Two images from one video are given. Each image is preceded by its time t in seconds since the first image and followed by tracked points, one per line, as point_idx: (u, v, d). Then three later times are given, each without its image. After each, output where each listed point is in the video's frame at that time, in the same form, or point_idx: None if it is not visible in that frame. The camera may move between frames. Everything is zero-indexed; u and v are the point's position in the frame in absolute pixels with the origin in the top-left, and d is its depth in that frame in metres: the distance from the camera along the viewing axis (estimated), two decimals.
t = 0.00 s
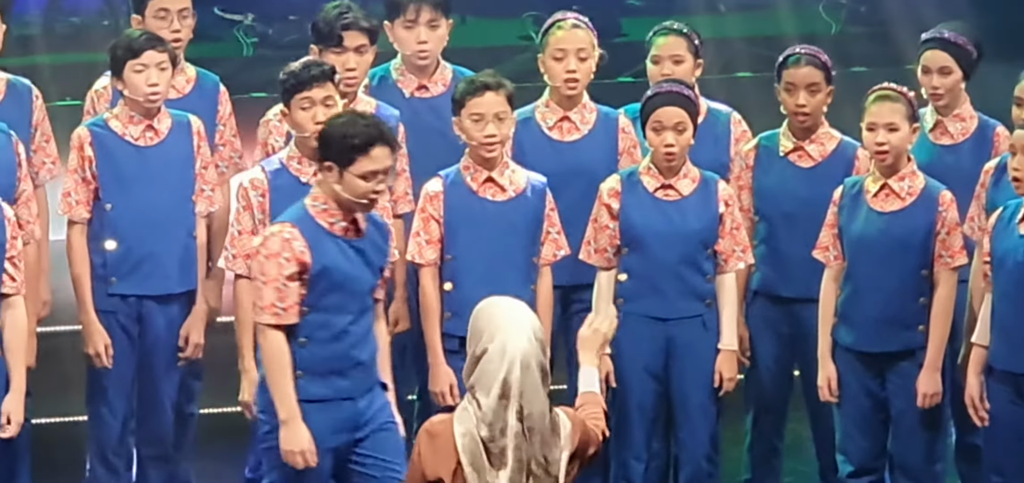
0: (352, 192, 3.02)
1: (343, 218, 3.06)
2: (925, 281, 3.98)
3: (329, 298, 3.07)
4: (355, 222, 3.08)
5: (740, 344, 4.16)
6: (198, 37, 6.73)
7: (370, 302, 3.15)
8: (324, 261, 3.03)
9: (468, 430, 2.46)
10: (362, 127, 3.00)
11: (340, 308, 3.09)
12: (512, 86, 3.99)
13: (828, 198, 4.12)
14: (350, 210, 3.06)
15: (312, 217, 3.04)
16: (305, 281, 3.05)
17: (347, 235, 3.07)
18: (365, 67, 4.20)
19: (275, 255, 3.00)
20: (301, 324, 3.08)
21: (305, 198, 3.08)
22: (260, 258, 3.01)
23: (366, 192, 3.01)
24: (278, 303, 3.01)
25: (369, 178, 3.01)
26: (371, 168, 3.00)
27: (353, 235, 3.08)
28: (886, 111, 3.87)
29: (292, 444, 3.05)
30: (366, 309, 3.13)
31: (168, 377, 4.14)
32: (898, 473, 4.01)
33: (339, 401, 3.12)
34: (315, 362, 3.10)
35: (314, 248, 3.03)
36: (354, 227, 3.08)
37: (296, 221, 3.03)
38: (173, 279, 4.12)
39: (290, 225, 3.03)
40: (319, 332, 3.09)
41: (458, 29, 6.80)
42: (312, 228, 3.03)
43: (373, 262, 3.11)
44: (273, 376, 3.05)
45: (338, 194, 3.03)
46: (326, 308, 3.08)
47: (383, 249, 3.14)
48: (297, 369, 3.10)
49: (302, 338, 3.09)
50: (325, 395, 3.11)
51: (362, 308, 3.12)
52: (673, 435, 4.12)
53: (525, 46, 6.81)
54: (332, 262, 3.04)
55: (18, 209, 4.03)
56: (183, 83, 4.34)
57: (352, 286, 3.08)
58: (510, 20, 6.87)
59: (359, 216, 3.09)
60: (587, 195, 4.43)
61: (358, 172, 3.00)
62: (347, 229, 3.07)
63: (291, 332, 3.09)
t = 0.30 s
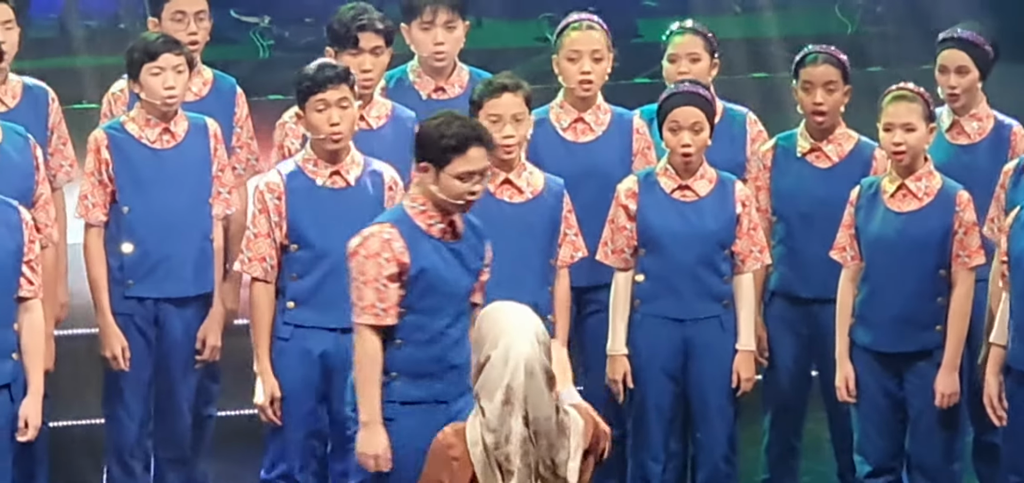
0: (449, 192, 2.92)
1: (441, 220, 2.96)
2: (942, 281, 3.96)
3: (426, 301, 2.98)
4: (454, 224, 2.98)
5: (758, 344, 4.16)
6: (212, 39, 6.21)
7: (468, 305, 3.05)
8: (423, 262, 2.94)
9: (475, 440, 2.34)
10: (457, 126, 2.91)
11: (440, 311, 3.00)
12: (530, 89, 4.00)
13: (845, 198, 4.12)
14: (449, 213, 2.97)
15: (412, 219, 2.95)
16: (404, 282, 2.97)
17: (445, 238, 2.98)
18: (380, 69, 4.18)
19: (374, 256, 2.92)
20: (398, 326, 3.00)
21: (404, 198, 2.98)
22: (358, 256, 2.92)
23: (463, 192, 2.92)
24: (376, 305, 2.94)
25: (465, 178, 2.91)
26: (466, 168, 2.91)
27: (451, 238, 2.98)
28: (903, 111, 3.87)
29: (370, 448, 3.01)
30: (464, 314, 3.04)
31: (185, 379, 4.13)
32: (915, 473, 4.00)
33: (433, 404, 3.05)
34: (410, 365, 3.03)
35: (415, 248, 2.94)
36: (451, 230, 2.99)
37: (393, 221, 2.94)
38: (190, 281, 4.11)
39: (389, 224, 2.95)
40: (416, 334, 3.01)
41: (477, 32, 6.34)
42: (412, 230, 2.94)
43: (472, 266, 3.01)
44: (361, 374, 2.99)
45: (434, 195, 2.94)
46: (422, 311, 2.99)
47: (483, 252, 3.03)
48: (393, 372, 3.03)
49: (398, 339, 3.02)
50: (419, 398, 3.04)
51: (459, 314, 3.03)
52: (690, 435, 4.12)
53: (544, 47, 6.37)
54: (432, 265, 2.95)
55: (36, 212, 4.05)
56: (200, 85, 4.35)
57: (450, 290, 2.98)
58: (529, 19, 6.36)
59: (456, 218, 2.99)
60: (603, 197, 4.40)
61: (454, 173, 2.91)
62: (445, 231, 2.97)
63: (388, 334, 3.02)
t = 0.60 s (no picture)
0: (519, 190, 3.15)
1: (516, 224, 3.21)
2: (959, 284, 3.97)
3: (502, 306, 3.21)
4: (531, 229, 3.23)
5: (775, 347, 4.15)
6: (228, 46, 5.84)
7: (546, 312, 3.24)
8: (496, 268, 3.19)
9: (510, 432, 2.33)
10: (519, 124, 3.13)
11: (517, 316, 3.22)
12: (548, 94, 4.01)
13: (861, 200, 4.12)
14: (525, 217, 3.21)
15: (487, 224, 3.20)
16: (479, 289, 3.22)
17: (523, 243, 3.22)
18: (394, 74, 4.16)
19: (448, 262, 3.19)
20: (473, 331, 3.24)
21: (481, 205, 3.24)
22: (435, 262, 3.22)
23: (532, 188, 3.14)
24: (452, 310, 3.19)
25: (532, 172, 3.13)
26: (533, 161, 3.12)
27: (528, 243, 3.22)
28: (919, 113, 3.88)
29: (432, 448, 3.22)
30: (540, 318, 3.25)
31: (203, 386, 4.14)
32: (933, 476, 4.00)
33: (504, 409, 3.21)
34: (488, 370, 3.22)
35: (486, 255, 3.19)
36: (528, 234, 3.23)
37: (469, 227, 3.21)
38: (205, 287, 4.10)
39: (464, 231, 3.21)
40: (492, 340, 3.23)
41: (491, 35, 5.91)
42: (486, 235, 3.19)
43: (551, 271, 3.23)
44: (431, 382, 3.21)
45: (506, 196, 3.18)
46: (497, 316, 3.22)
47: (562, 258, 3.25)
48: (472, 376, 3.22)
49: (476, 345, 3.24)
50: (494, 404, 3.20)
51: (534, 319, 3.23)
52: (707, 440, 4.12)
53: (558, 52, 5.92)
54: (505, 270, 3.19)
55: (52, 219, 4.06)
56: (215, 91, 4.35)
57: (525, 295, 3.20)
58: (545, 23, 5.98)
59: (532, 222, 3.23)
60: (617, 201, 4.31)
61: (521, 168, 3.13)
62: (522, 236, 3.21)
63: (465, 341, 3.25)
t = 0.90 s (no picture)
0: (555, 206, 3.21)
1: (559, 241, 3.27)
2: (977, 294, 3.96)
3: (545, 324, 3.27)
4: (574, 245, 3.29)
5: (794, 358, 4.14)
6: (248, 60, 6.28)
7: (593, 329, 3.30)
8: (538, 284, 3.25)
9: (556, 440, 2.45)
10: (552, 141, 3.18)
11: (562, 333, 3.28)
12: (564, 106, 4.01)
13: (878, 210, 4.11)
14: (566, 233, 3.27)
15: (530, 242, 3.27)
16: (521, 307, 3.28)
17: (567, 259, 3.28)
18: (410, 87, 4.14)
19: (488, 279, 3.26)
20: (518, 350, 3.30)
21: (524, 222, 3.31)
22: (477, 281, 3.28)
23: (567, 203, 3.19)
24: (493, 328, 3.25)
25: (566, 188, 3.18)
26: (567, 177, 3.17)
27: (573, 258, 3.29)
28: (937, 123, 3.86)
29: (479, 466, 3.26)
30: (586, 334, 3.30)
31: (222, 398, 4.15)
32: None
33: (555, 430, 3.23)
34: (536, 388, 3.27)
35: (528, 273, 3.25)
36: (573, 250, 3.29)
37: (511, 246, 3.27)
38: (223, 299, 4.11)
39: (506, 248, 3.28)
40: (537, 357, 3.29)
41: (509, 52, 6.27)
42: (528, 252, 3.26)
43: (597, 287, 3.29)
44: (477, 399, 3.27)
45: (545, 213, 3.24)
46: (542, 334, 3.28)
47: (607, 274, 3.30)
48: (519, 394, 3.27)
49: (521, 363, 3.29)
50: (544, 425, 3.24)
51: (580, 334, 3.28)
52: (725, 451, 4.12)
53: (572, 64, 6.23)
54: (548, 287, 3.25)
55: (68, 231, 4.07)
56: (232, 103, 4.35)
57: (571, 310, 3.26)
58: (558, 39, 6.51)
59: (576, 238, 3.29)
60: (634, 214, 4.26)
61: (555, 184, 3.18)
62: (565, 252, 3.28)
63: (511, 359, 3.31)
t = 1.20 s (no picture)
0: (581, 221, 3.26)
1: (589, 256, 3.33)
2: (988, 303, 3.96)
3: (578, 341, 3.33)
4: (604, 260, 3.34)
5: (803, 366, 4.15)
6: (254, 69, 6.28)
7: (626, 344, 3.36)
8: (569, 301, 3.31)
9: (583, 439, 2.53)
10: (576, 156, 3.24)
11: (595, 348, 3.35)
12: (574, 115, 4.02)
13: (888, 218, 4.12)
14: (595, 248, 3.32)
15: (559, 259, 3.33)
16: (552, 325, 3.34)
17: (597, 274, 3.33)
18: (420, 96, 4.14)
19: (518, 298, 3.32)
20: (552, 368, 3.36)
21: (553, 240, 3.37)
22: (507, 300, 3.34)
23: (594, 218, 3.24)
24: (527, 348, 3.32)
25: (592, 203, 3.23)
26: (592, 192, 3.22)
27: (603, 273, 3.33)
28: (948, 132, 3.88)
29: None
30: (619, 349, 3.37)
31: (232, 407, 4.15)
32: None
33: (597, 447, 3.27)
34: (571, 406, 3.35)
35: (557, 291, 3.31)
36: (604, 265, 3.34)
37: (540, 263, 3.33)
38: (233, 308, 4.12)
39: (535, 268, 3.33)
40: (570, 374, 3.35)
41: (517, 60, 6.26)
42: (556, 269, 3.32)
43: (629, 301, 3.33)
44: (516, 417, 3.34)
45: (573, 229, 3.30)
46: (575, 351, 3.33)
47: (639, 287, 3.35)
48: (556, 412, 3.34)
49: (556, 382, 3.36)
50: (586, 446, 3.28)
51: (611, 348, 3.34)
52: (734, 460, 4.11)
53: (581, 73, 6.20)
54: (579, 304, 3.30)
55: (76, 239, 4.07)
56: (241, 111, 4.35)
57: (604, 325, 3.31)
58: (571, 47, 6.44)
59: (606, 254, 3.34)
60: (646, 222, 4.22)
61: (580, 199, 3.24)
62: (595, 267, 3.33)
63: (547, 378, 3.38)
